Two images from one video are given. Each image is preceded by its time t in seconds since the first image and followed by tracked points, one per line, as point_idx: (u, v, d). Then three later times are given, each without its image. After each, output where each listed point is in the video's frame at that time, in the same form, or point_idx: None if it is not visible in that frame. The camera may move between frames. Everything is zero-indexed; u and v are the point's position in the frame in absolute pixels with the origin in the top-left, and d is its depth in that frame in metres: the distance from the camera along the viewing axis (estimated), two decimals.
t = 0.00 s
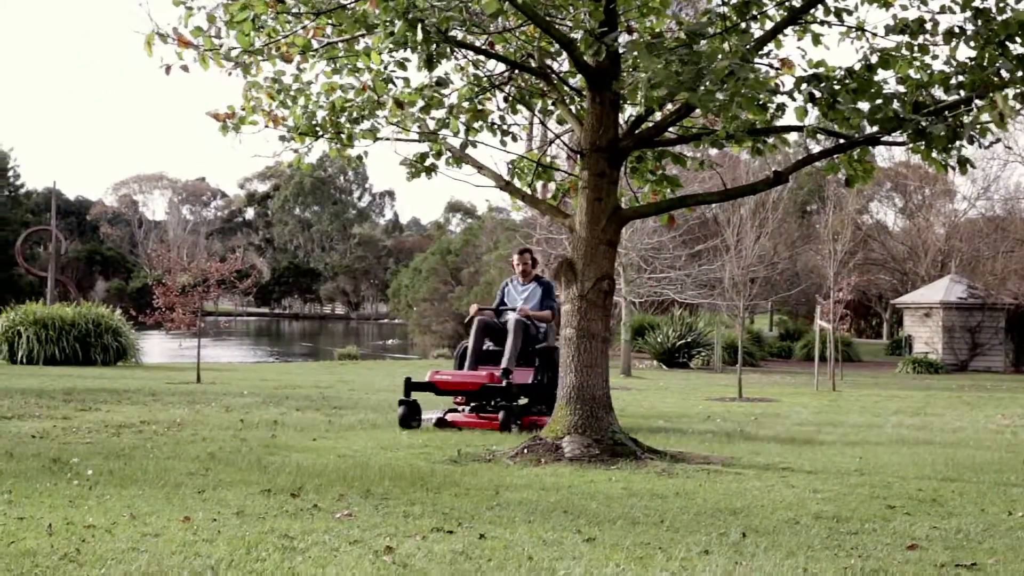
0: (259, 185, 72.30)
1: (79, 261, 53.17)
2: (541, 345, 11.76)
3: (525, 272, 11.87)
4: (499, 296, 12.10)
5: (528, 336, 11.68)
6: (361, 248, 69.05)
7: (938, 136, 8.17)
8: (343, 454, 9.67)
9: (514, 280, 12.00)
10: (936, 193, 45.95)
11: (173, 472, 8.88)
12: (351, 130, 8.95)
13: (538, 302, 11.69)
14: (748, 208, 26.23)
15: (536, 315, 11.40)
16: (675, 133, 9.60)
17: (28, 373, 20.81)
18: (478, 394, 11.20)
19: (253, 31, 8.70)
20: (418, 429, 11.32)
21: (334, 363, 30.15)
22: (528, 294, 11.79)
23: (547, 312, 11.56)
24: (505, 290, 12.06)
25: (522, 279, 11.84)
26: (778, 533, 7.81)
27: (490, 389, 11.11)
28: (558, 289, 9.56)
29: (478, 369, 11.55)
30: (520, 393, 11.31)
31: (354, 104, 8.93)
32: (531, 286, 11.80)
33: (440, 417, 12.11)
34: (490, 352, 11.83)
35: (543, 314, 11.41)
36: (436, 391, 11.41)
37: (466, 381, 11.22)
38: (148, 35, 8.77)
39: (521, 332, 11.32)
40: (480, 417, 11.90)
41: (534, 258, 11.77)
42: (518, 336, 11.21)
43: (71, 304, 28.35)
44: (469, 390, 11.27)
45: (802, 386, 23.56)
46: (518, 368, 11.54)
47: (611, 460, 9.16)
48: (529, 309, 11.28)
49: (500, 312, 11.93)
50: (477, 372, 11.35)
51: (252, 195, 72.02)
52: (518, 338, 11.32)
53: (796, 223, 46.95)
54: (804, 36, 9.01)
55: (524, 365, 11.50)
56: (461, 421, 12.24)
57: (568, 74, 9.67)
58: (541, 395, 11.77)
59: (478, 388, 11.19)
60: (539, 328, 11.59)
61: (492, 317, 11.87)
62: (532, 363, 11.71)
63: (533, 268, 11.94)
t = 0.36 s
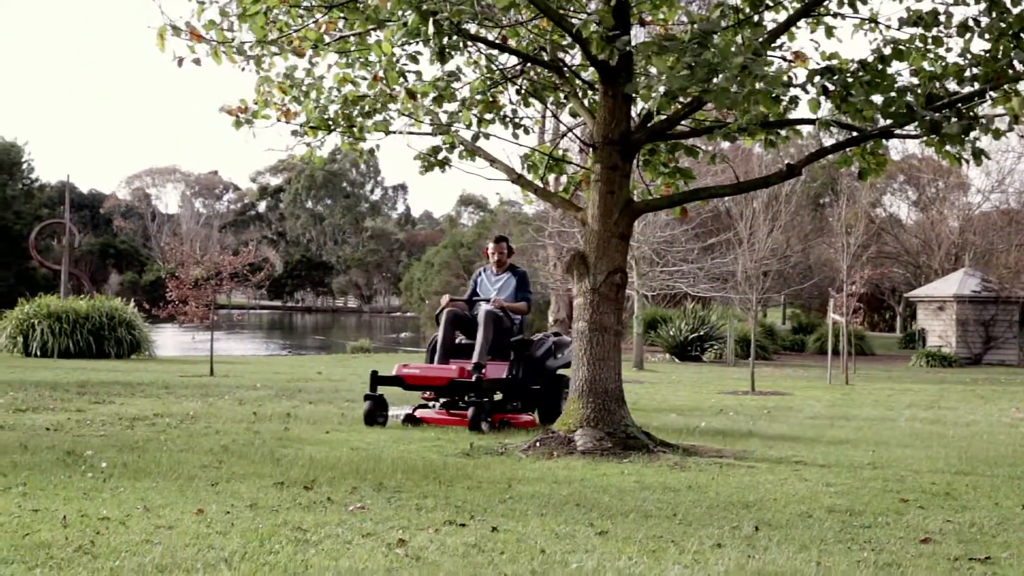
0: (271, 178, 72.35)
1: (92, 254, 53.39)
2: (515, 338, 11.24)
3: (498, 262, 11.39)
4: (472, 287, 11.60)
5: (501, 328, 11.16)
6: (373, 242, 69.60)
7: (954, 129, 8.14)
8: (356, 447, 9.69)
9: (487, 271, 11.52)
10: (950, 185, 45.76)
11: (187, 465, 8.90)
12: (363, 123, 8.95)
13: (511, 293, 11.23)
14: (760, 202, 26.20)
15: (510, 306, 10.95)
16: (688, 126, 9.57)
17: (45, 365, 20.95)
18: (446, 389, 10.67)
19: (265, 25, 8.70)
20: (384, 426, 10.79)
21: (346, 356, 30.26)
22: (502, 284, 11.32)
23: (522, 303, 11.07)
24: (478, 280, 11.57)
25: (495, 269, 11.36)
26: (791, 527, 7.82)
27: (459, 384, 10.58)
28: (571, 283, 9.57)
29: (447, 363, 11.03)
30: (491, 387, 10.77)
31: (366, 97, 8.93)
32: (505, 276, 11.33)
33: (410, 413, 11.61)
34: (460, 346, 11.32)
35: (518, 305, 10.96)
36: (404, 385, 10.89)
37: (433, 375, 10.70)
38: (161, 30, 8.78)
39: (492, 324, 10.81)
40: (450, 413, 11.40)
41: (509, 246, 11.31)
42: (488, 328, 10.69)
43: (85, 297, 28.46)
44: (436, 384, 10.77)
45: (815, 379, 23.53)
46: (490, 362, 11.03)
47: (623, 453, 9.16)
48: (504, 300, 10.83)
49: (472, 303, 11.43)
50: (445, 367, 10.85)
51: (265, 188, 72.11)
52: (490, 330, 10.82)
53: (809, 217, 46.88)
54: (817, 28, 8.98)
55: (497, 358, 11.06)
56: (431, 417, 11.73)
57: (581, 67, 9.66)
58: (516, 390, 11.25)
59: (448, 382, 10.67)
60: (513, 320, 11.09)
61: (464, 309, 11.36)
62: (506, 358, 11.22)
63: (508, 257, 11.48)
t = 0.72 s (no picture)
0: (286, 172, 72.47)
1: (107, 247, 53.62)
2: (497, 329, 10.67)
3: (476, 249, 10.73)
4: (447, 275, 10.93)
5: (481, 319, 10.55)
6: (387, 234, 69.59)
7: (969, 121, 8.11)
8: (370, 440, 9.71)
9: (463, 256, 10.87)
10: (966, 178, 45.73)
11: (202, 458, 8.93)
12: (377, 117, 8.94)
13: (491, 281, 10.61)
14: (774, 194, 26.15)
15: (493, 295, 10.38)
16: (702, 118, 9.53)
17: (62, 357, 21.05)
18: (427, 384, 10.04)
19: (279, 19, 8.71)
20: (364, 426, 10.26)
21: (360, 349, 30.31)
22: (480, 272, 10.69)
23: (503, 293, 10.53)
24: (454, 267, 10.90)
25: (473, 256, 10.73)
26: (805, 520, 7.81)
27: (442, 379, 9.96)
28: (585, 276, 9.55)
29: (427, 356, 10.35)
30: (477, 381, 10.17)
31: (380, 91, 8.93)
32: (483, 263, 10.70)
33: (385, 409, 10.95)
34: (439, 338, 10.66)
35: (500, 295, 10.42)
36: (382, 380, 10.21)
37: (414, 369, 10.04)
38: (175, 25, 8.80)
39: (474, 315, 10.18)
40: (431, 409, 10.78)
41: (488, 232, 10.71)
42: (470, 320, 10.10)
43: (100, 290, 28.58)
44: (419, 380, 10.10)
45: (829, 372, 23.50)
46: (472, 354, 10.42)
47: (638, 446, 9.16)
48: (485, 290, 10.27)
49: (448, 292, 10.77)
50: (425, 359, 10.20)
51: (279, 181, 72.22)
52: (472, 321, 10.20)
53: (824, 210, 46.80)
54: (832, 20, 8.95)
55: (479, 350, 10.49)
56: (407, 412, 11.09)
57: (595, 60, 9.63)
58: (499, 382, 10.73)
59: (429, 377, 10.03)
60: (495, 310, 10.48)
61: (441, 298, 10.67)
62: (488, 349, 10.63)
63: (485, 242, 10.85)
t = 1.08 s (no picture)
0: (302, 167, 72.60)
1: (124, 242, 53.81)
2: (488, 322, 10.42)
3: (464, 240, 10.54)
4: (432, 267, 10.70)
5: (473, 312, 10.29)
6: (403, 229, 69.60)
7: (987, 115, 8.07)
8: (385, 434, 9.72)
9: (448, 246, 10.68)
10: (982, 172, 46.45)
11: (218, 451, 8.96)
12: (393, 111, 8.95)
13: (481, 273, 10.45)
14: (790, 188, 26.09)
15: (485, 286, 10.22)
16: (718, 112, 9.50)
17: (82, 351, 21.10)
18: (420, 380, 9.62)
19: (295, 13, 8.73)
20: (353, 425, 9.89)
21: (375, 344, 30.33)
22: (469, 263, 10.51)
23: (494, 284, 10.41)
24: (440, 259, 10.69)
25: (462, 246, 10.54)
26: (821, 515, 7.81)
27: (436, 373, 9.56)
28: (600, 270, 9.54)
29: (418, 351, 9.95)
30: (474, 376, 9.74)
31: (396, 85, 8.95)
32: (472, 254, 10.52)
33: (371, 407, 10.48)
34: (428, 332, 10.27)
35: (491, 285, 10.31)
36: (370, 377, 9.75)
37: (406, 364, 9.60)
38: (192, 19, 8.81)
39: (468, 307, 9.87)
40: (423, 409, 10.32)
41: (476, 223, 10.55)
42: (464, 312, 9.75)
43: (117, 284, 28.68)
44: (412, 376, 9.62)
45: (846, 367, 23.43)
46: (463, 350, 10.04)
47: (653, 441, 9.16)
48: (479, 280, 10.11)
49: (436, 284, 10.53)
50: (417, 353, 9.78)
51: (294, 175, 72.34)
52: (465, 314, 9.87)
53: (840, 204, 46.73)
54: (850, 13, 8.91)
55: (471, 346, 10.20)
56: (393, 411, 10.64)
57: (610, 55, 9.62)
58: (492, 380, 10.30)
59: (422, 373, 9.59)
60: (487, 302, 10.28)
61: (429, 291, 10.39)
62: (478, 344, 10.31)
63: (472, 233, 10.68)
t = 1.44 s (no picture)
0: (316, 159, 72.67)
1: (139, 235, 53.94)
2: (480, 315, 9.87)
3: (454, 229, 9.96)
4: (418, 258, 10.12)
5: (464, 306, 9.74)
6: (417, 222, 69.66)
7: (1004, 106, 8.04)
8: (399, 427, 9.73)
9: (438, 235, 10.08)
10: (999, 164, 45.96)
11: (233, 443, 8.98)
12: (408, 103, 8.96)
13: (471, 265, 9.86)
14: (805, 180, 26.03)
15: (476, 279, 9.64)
16: (733, 105, 9.47)
17: (100, 343, 21.18)
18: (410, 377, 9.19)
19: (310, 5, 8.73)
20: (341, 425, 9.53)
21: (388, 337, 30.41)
22: (459, 254, 9.92)
23: (485, 277, 9.82)
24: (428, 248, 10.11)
25: (452, 236, 9.95)
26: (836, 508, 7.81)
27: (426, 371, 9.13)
28: (615, 262, 9.54)
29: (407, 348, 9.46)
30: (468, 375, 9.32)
31: (410, 78, 8.96)
32: (462, 244, 9.93)
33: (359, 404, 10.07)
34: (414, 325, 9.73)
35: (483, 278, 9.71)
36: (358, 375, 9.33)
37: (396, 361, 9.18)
38: (207, 11, 8.82)
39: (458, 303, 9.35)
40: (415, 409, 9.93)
41: (469, 211, 9.99)
42: (455, 307, 9.27)
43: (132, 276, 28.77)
44: (402, 374, 9.22)
45: (862, 360, 23.40)
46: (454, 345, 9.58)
47: (667, 433, 9.16)
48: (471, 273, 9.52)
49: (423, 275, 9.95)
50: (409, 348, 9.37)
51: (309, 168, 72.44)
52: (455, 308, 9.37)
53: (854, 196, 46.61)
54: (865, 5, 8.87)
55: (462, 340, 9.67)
56: (379, 408, 10.28)
57: (624, 48, 9.59)
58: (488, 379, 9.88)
59: (413, 371, 9.18)
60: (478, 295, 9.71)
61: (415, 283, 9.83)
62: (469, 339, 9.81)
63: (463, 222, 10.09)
